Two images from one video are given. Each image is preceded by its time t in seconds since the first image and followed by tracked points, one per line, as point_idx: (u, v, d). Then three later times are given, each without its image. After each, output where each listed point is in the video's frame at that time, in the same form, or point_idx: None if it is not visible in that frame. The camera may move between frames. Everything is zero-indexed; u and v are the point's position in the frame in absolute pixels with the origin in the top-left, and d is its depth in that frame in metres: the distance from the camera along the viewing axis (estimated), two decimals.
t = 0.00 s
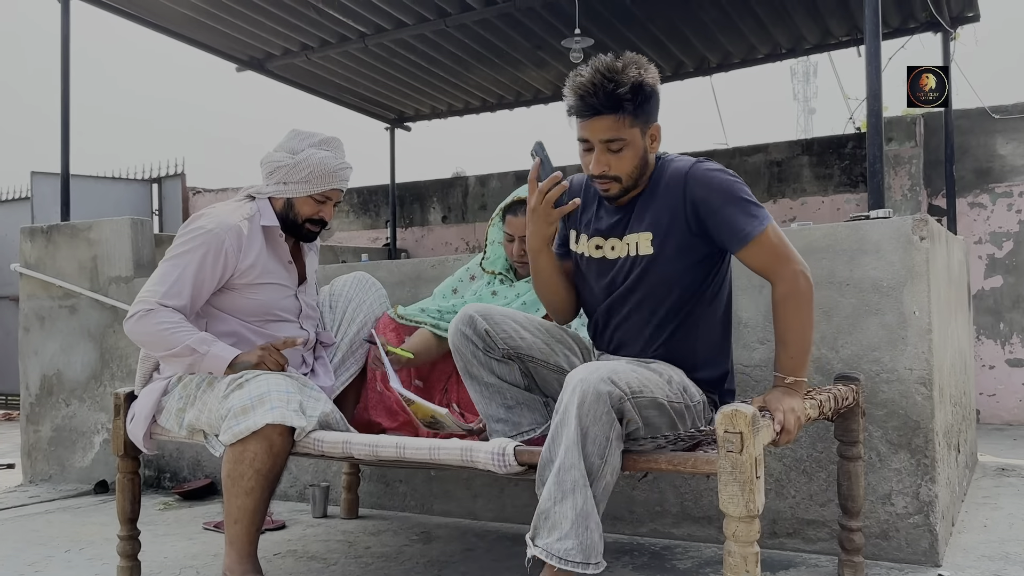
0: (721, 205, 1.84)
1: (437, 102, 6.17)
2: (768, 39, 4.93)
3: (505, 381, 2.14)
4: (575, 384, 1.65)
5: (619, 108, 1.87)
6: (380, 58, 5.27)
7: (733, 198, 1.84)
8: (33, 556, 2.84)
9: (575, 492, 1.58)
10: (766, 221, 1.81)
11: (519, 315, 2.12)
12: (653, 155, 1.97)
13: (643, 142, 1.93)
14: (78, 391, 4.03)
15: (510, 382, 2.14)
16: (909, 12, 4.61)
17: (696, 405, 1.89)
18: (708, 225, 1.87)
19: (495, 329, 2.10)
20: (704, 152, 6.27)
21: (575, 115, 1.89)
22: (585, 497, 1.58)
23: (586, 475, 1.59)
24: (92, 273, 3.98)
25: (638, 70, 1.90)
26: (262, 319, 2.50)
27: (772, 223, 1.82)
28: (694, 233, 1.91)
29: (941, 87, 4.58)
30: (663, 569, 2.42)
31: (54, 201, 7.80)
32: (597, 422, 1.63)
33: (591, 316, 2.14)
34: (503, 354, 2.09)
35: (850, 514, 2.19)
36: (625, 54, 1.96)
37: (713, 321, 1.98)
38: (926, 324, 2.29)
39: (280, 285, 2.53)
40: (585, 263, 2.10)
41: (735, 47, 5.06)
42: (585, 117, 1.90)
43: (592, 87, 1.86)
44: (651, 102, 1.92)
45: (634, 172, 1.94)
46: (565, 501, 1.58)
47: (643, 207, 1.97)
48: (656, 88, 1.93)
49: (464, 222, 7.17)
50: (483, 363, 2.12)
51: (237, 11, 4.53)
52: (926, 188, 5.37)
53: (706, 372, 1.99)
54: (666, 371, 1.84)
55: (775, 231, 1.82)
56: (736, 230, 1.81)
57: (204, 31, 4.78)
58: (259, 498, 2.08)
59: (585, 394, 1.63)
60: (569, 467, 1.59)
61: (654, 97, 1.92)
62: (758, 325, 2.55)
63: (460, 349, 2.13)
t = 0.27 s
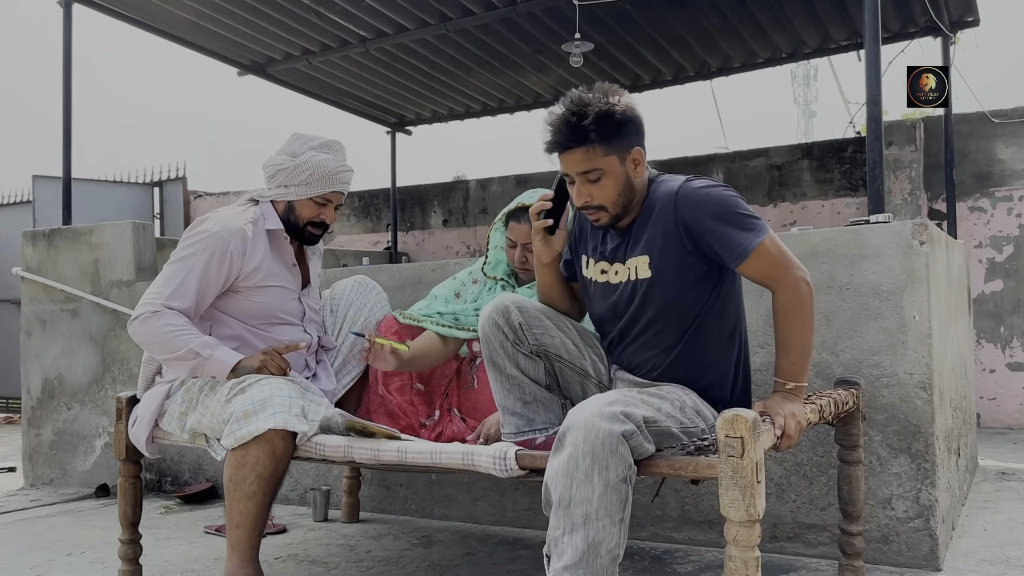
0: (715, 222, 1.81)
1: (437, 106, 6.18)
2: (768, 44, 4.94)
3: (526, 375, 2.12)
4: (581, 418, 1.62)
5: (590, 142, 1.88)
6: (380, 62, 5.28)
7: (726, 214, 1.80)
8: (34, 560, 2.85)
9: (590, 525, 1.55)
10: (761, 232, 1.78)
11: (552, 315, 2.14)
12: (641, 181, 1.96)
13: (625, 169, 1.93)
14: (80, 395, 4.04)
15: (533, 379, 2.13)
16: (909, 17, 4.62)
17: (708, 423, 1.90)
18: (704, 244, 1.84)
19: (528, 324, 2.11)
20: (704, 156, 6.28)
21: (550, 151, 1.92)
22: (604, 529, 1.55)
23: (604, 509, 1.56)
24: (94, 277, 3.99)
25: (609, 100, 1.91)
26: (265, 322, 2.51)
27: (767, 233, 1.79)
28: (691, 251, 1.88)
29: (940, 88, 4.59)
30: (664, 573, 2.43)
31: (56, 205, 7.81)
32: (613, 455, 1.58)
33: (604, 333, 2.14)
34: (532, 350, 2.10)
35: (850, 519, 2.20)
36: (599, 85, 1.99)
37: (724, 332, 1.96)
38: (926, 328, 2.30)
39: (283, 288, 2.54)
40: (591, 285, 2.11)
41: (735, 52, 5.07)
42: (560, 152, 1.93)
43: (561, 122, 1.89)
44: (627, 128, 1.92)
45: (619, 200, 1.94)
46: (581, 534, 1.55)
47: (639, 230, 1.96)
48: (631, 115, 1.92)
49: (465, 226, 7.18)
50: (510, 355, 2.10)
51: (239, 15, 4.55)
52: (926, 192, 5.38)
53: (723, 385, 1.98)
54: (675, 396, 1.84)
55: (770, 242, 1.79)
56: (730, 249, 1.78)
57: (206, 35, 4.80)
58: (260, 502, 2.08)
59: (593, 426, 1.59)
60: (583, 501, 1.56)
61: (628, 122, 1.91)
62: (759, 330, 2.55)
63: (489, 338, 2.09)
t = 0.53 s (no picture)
0: (705, 230, 1.82)
1: (438, 111, 6.20)
2: (768, 49, 4.95)
3: (520, 384, 2.15)
4: (574, 421, 1.63)
5: (551, 160, 1.91)
6: (381, 67, 5.29)
7: (715, 221, 1.81)
8: (36, 563, 2.85)
9: (580, 530, 1.55)
10: (750, 238, 1.79)
11: (548, 325, 2.14)
12: (614, 191, 1.96)
13: (593, 181, 1.94)
14: (81, 399, 4.05)
15: (527, 388, 2.15)
16: (909, 21, 4.63)
17: (703, 426, 1.90)
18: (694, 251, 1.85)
19: (525, 332, 2.12)
20: (705, 161, 6.29)
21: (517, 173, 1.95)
22: (595, 535, 1.55)
23: (595, 513, 1.55)
24: (96, 281, 3.99)
25: (567, 117, 1.94)
26: (265, 326, 2.51)
27: (756, 238, 1.80)
28: (682, 258, 1.89)
29: (940, 87, 4.59)
30: None
31: (58, 208, 7.83)
32: (604, 459, 1.58)
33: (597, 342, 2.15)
34: (525, 359, 2.11)
35: (851, 523, 2.20)
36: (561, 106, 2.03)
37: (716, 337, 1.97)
38: (926, 334, 2.30)
39: (283, 292, 2.54)
40: (582, 297, 2.11)
41: (735, 56, 5.08)
42: (528, 173, 1.96)
43: (524, 144, 1.92)
44: (591, 141, 1.94)
45: (593, 213, 1.95)
46: (571, 541, 1.54)
47: (627, 239, 1.96)
48: (592, 128, 1.95)
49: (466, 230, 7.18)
50: (503, 364, 2.12)
51: (241, 20, 4.57)
52: (927, 197, 5.37)
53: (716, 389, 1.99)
54: (669, 400, 1.85)
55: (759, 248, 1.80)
56: (720, 256, 1.79)
57: (208, 40, 4.81)
58: (261, 506, 2.09)
59: (586, 428, 1.60)
60: (573, 504, 1.56)
61: (592, 136, 1.93)
62: (759, 335, 2.56)
63: (483, 347, 2.11)
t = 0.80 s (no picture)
0: (682, 248, 1.81)
1: (440, 116, 6.21)
2: (769, 55, 4.97)
3: (516, 397, 2.17)
4: (575, 440, 1.64)
5: (512, 198, 1.89)
6: (383, 72, 5.31)
7: (692, 239, 1.80)
8: (38, 568, 2.86)
9: (611, 544, 1.57)
10: (726, 252, 1.79)
11: (537, 336, 2.16)
12: (582, 216, 1.93)
13: (559, 211, 1.91)
14: (83, 404, 4.05)
15: (523, 398, 2.17)
16: (910, 28, 4.64)
17: (700, 426, 1.90)
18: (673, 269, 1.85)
19: (517, 344, 2.14)
20: (705, 166, 6.30)
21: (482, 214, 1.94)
22: (627, 544, 1.57)
23: (622, 524, 1.57)
24: (98, 286, 4.01)
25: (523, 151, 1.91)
26: (265, 331, 2.52)
27: (731, 251, 1.80)
28: (660, 275, 1.89)
29: (940, 88, 4.60)
30: None
31: (60, 212, 7.85)
32: (618, 471, 1.60)
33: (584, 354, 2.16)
34: (519, 371, 2.14)
35: (851, 529, 2.20)
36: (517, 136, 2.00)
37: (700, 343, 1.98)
38: (926, 340, 2.31)
39: (282, 297, 2.55)
40: (565, 314, 2.11)
41: (736, 62, 5.10)
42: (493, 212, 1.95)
43: (483, 186, 1.90)
44: (550, 171, 1.91)
45: (563, 241, 1.93)
46: (605, 557, 1.56)
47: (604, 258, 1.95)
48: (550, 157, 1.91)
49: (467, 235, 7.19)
50: (498, 377, 2.15)
51: (244, 26, 4.59)
52: (927, 202, 5.38)
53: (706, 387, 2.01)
54: (665, 404, 1.85)
55: (736, 261, 1.80)
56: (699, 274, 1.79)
57: (210, 45, 4.83)
58: (264, 512, 2.10)
59: (590, 444, 1.61)
60: (598, 522, 1.58)
61: (550, 166, 1.90)
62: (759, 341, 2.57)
63: (476, 362, 2.15)
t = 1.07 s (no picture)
0: (664, 276, 1.79)
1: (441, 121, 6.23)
2: (770, 62, 4.99)
3: (510, 414, 2.19)
4: (572, 451, 1.65)
5: (472, 243, 1.86)
6: (385, 78, 5.32)
7: (673, 267, 1.78)
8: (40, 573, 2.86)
9: (610, 555, 1.58)
10: (704, 274, 1.79)
11: (524, 352, 2.20)
12: (547, 249, 1.89)
13: (521, 248, 1.87)
14: (85, 409, 4.06)
15: (515, 415, 2.20)
16: (910, 35, 4.66)
17: (692, 421, 1.90)
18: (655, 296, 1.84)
19: (504, 362, 2.19)
20: (706, 173, 6.31)
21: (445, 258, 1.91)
22: (626, 554, 1.58)
23: (621, 535, 1.58)
24: (100, 291, 4.02)
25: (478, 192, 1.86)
26: (266, 337, 2.53)
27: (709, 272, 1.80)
28: (642, 298, 1.88)
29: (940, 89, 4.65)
30: None
31: (62, 217, 7.86)
32: (616, 482, 1.60)
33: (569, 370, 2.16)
34: (510, 388, 2.18)
35: (852, 537, 2.20)
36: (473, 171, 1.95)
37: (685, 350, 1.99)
38: (927, 348, 2.31)
39: (283, 302, 2.55)
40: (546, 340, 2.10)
41: (737, 69, 5.11)
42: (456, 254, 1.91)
43: (441, 233, 1.87)
44: (508, 209, 1.86)
45: (529, 276, 1.90)
46: (604, 568, 1.57)
47: (582, 287, 1.92)
48: (506, 195, 1.87)
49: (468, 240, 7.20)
50: (489, 396, 2.18)
51: (247, 32, 4.61)
52: (927, 209, 5.39)
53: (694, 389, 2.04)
54: (657, 404, 1.86)
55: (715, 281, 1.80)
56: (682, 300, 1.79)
57: (213, 51, 4.85)
58: (266, 518, 2.10)
59: (585, 457, 1.62)
60: (596, 533, 1.58)
61: (509, 204, 1.86)
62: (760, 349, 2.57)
63: (466, 386, 2.18)
